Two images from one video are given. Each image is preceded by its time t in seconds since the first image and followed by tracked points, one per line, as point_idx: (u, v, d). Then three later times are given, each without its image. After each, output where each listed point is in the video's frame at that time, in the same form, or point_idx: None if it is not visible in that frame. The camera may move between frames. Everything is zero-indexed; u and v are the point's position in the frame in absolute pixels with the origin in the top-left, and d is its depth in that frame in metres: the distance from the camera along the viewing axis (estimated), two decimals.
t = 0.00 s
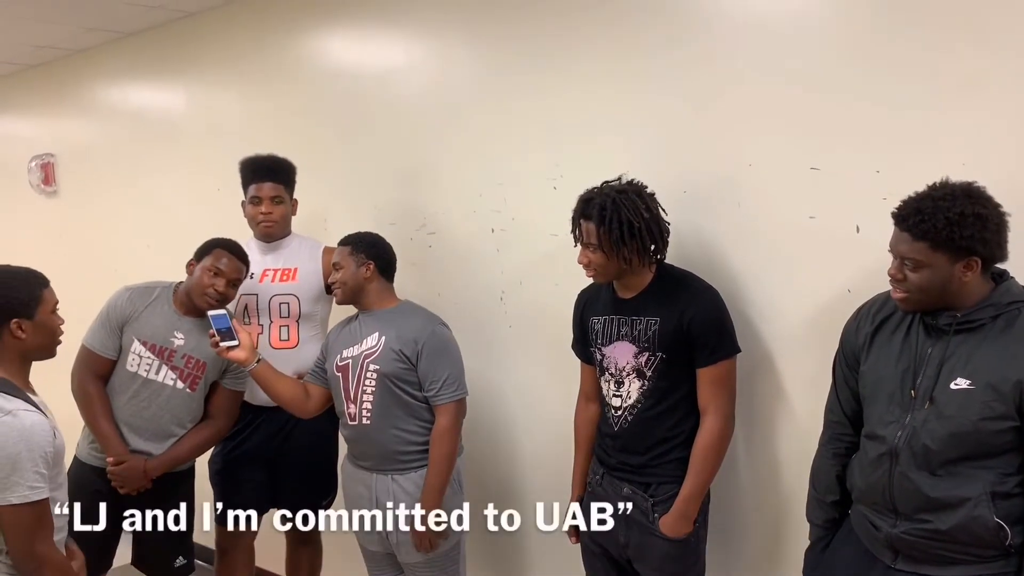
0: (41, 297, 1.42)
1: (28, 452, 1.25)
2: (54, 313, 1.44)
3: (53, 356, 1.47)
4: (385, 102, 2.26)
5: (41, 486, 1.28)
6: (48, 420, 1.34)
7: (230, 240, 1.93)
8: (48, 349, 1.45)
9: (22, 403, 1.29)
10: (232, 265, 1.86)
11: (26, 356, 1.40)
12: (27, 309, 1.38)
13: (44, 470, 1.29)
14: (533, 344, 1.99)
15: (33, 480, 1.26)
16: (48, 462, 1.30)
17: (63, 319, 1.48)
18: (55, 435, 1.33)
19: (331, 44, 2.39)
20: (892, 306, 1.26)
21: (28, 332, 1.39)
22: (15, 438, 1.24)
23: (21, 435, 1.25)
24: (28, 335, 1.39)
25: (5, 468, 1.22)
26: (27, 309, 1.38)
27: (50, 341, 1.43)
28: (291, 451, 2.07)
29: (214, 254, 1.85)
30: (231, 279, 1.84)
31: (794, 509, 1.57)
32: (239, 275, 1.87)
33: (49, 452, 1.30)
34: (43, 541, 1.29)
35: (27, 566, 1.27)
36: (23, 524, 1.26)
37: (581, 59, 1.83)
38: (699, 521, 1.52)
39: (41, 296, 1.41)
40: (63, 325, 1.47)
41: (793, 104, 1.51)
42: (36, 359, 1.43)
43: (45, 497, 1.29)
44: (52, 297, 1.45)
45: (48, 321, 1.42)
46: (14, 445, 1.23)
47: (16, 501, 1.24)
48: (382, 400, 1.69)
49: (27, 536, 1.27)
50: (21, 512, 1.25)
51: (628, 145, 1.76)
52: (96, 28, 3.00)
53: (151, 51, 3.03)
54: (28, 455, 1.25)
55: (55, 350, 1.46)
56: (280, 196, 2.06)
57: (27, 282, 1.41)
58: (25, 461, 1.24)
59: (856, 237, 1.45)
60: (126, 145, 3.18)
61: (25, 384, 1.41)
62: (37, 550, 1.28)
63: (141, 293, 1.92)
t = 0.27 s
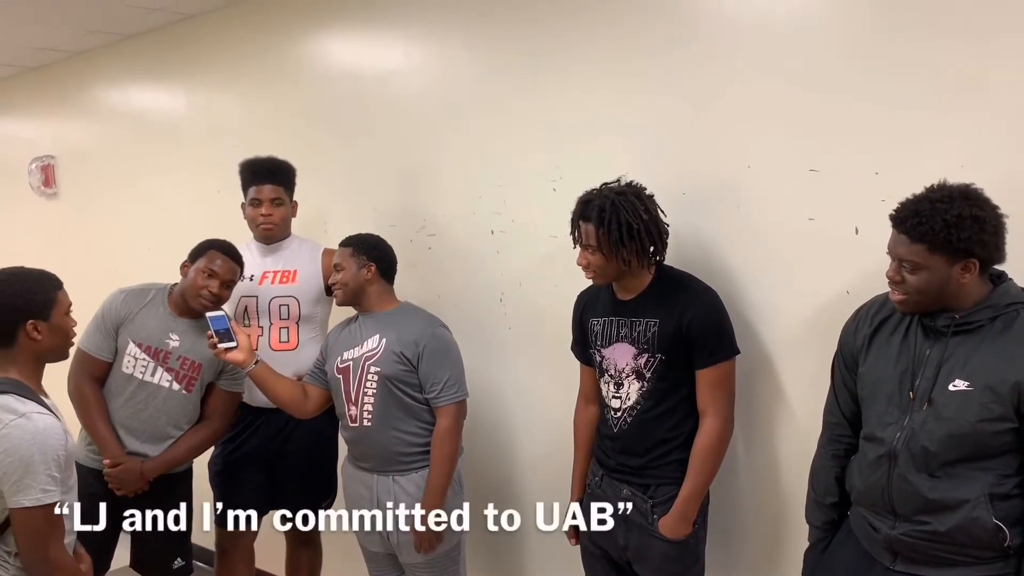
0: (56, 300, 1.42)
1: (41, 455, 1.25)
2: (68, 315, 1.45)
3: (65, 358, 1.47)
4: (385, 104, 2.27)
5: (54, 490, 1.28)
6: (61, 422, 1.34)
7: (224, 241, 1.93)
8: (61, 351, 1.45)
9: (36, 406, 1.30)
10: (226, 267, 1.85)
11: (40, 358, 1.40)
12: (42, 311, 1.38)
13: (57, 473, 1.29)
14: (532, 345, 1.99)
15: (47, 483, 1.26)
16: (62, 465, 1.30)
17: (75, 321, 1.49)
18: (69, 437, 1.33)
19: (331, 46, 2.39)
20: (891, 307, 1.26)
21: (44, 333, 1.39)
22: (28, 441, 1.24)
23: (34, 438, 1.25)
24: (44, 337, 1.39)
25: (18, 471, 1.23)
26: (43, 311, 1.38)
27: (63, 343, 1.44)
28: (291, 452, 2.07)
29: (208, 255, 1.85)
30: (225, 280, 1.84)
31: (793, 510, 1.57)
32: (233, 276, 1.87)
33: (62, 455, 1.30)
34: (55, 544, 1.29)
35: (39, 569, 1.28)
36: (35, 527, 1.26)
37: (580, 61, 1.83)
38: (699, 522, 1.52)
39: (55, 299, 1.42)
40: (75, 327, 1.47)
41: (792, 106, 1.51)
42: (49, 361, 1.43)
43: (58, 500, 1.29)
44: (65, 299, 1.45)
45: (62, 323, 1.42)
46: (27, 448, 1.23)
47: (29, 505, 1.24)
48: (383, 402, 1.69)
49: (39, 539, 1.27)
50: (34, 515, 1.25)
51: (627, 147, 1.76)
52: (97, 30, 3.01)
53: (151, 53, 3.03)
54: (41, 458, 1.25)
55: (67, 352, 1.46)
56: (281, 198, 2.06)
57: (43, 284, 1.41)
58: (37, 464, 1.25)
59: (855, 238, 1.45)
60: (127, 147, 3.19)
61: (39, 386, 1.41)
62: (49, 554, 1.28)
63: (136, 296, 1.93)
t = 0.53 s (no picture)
0: (62, 301, 1.42)
1: (48, 457, 1.25)
2: (74, 317, 1.45)
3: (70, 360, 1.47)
4: (385, 105, 2.27)
5: (60, 491, 1.28)
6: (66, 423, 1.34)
7: (219, 242, 1.93)
8: (66, 353, 1.45)
9: (42, 407, 1.29)
10: (222, 268, 1.86)
11: (45, 358, 1.40)
12: (48, 312, 1.38)
13: (63, 475, 1.29)
14: (532, 346, 1.99)
15: (53, 485, 1.26)
16: (67, 467, 1.30)
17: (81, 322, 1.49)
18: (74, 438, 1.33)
19: (332, 47, 2.39)
20: (891, 309, 1.26)
21: (50, 335, 1.39)
22: (35, 443, 1.24)
23: (41, 440, 1.25)
24: (49, 338, 1.39)
25: (25, 472, 1.23)
26: (49, 312, 1.38)
27: (68, 344, 1.44)
28: (291, 454, 2.07)
29: (202, 255, 1.85)
30: (221, 281, 1.84)
31: (794, 512, 1.57)
32: (228, 276, 1.87)
33: (69, 457, 1.30)
34: (61, 545, 1.29)
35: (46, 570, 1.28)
36: (42, 528, 1.26)
37: (581, 63, 1.84)
38: (699, 523, 1.52)
39: (61, 300, 1.42)
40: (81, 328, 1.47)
41: (792, 107, 1.52)
42: (54, 362, 1.43)
43: (63, 502, 1.29)
44: (72, 300, 1.45)
45: (68, 324, 1.42)
46: (34, 450, 1.23)
47: (36, 506, 1.24)
48: (384, 403, 1.69)
49: (45, 540, 1.27)
50: (40, 516, 1.25)
51: (628, 148, 1.76)
52: (97, 31, 3.01)
53: (152, 54, 3.03)
54: (48, 460, 1.25)
55: (72, 353, 1.46)
56: (280, 200, 2.06)
57: (49, 284, 1.41)
58: (45, 465, 1.25)
59: (856, 239, 1.45)
60: (127, 148, 3.19)
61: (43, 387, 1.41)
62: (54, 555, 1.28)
63: (130, 297, 1.93)
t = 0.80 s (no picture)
0: (53, 301, 1.42)
1: (40, 455, 1.26)
2: (65, 316, 1.45)
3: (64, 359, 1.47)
4: (385, 105, 2.27)
5: (53, 491, 1.28)
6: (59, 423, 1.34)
7: (219, 241, 1.92)
8: (59, 352, 1.45)
9: (34, 406, 1.30)
10: (221, 267, 1.86)
11: (37, 358, 1.41)
12: (40, 311, 1.38)
13: (56, 474, 1.29)
14: (533, 345, 1.99)
15: (45, 484, 1.26)
16: (60, 466, 1.30)
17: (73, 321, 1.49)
18: (67, 437, 1.33)
19: (333, 47, 2.40)
20: (894, 309, 1.26)
21: (41, 334, 1.39)
22: (26, 442, 1.24)
23: (33, 439, 1.25)
24: (41, 337, 1.39)
25: (18, 471, 1.23)
26: (40, 312, 1.39)
27: (60, 344, 1.44)
28: (292, 453, 2.07)
29: (202, 255, 1.85)
30: (220, 281, 1.84)
31: (796, 513, 1.57)
32: (227, 276, 1.87)
33: (61, 456, 1.30)
34: (56, 545, 1.29)
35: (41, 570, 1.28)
36: (35, 527, 1.26)
37: (582, 62, 1.84)
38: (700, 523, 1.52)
39: (53, 300, 1.42)
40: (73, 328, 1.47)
41: (793, 107, 1.52)
42: (47, 362, 1.43)
43: (57, 501, 1.29)
44: (63, 300, 1.46)
45: (59, 323, 1.43)
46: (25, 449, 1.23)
47: (29, 504, 1.24)
48: (386, 403, 1.69)
49: (39, 539, 1.27)
50: (34, 516, 1.26)
51: (629, 148, 1.77)
52: (98, 30, 3.01)
53: (152, 53, 3.04)
54: (40, 459, 1.26)
55: (65, 353, 1.47)
56: (282, 199, 2.06)
57: (40, 284, 1.42)
58: (37, 464, 1.25)
59: (857, 239, 1.45)
60: (128, 147, 3.19)
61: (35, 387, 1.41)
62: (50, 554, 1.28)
63: (129, 296, 1.92)
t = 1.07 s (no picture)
0: (42, 297, 1.42)
1: (25, 452, 1.26)
2: (53, 312, 1.45)
3: (52, 356, 1.48)
4: (388, 103, 2.27)
5: (38, 487, 1.28)
6: (45, 419, 1.35)
7: (218, 240, 1.93)
8: (47, 349, 1.45)
9: (20, 402, 1.30)
10: (219, 266, 1.86)
11: (24, 354, 1.41)
12: (28, 307, 1.38)
13: (40, 470, 1.29)
14: (535, 343, 1.99)
15: (29, 480, 1.27)
16: (45, 462, 1.30)
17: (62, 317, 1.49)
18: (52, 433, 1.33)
19: (335, 45, 2.40)
20: (896, 308, 1.26)
21: (28, 330, 1.39)
22: (12, 438, 1.24)
23: (19, 434, 1.25)
24: (28, 333, 1.39)
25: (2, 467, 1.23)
26: (28, 308, 1.39)
27: (48, 340, 1.44)
28: (294, 451, 2.07)
29: (200, 254, 1.85)
30: (218, 280, 1.85)
31: (799, 513, 1.57)
32: (226, 275, 1.87)
33: (46, 452, 1.30)
34: (40, 541, 1.30)
35: (25, 567, 1.28)
36: (20, 523, 1.26)
37: (585, 60, 1.83)
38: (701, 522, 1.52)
39: (42, 296, 1.42)
40: (62, 324, 1.47)
41: (795, 106, 1.52)
42: (35, 358, 1.44)
43: (41, 497, 1.29)
44: (51, 297, 1.46)
45: (47, 320, 1.43)
46: (11, 445, 1.24)
47: (13, 501, 1.25)
48: (390, 401, 1.70)
49: (23, 536, 1.27)
50: (17, 511, 1.26)
51: (631, 146, 1.76)
52: (101, 28, 3.01)
53: (155, 51, 3.04)
54: (25, 456, 1.26)
55: (53, 349, 1.47)
56: (284, 197, 2.06)
57: (28, 280, 1.42)
58: (22, 460, 1.25)
59: (860, 238, 1.45)
60: (130, 145, 3.20)
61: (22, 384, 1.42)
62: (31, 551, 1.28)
63: (128, 293, 1.93)
